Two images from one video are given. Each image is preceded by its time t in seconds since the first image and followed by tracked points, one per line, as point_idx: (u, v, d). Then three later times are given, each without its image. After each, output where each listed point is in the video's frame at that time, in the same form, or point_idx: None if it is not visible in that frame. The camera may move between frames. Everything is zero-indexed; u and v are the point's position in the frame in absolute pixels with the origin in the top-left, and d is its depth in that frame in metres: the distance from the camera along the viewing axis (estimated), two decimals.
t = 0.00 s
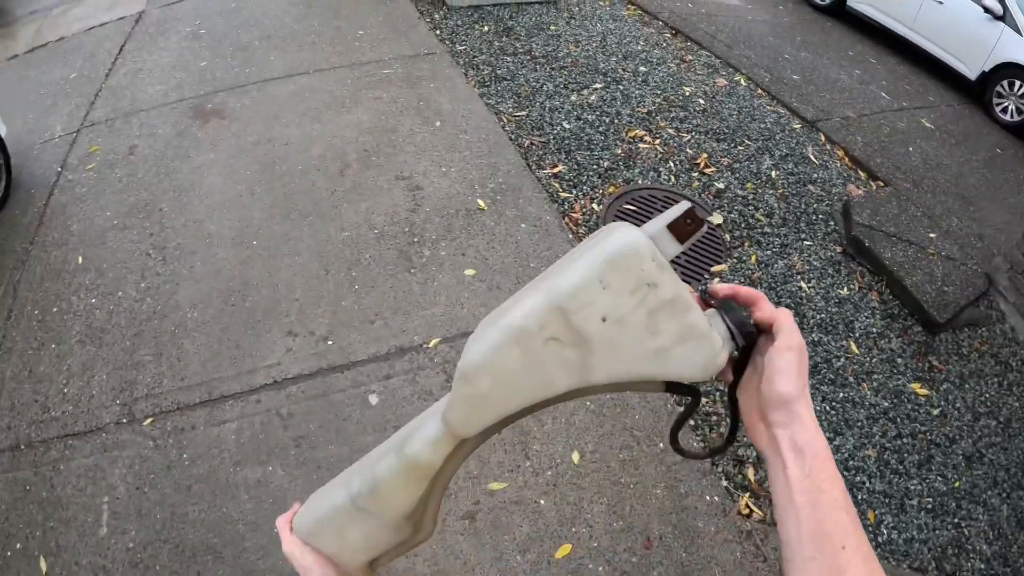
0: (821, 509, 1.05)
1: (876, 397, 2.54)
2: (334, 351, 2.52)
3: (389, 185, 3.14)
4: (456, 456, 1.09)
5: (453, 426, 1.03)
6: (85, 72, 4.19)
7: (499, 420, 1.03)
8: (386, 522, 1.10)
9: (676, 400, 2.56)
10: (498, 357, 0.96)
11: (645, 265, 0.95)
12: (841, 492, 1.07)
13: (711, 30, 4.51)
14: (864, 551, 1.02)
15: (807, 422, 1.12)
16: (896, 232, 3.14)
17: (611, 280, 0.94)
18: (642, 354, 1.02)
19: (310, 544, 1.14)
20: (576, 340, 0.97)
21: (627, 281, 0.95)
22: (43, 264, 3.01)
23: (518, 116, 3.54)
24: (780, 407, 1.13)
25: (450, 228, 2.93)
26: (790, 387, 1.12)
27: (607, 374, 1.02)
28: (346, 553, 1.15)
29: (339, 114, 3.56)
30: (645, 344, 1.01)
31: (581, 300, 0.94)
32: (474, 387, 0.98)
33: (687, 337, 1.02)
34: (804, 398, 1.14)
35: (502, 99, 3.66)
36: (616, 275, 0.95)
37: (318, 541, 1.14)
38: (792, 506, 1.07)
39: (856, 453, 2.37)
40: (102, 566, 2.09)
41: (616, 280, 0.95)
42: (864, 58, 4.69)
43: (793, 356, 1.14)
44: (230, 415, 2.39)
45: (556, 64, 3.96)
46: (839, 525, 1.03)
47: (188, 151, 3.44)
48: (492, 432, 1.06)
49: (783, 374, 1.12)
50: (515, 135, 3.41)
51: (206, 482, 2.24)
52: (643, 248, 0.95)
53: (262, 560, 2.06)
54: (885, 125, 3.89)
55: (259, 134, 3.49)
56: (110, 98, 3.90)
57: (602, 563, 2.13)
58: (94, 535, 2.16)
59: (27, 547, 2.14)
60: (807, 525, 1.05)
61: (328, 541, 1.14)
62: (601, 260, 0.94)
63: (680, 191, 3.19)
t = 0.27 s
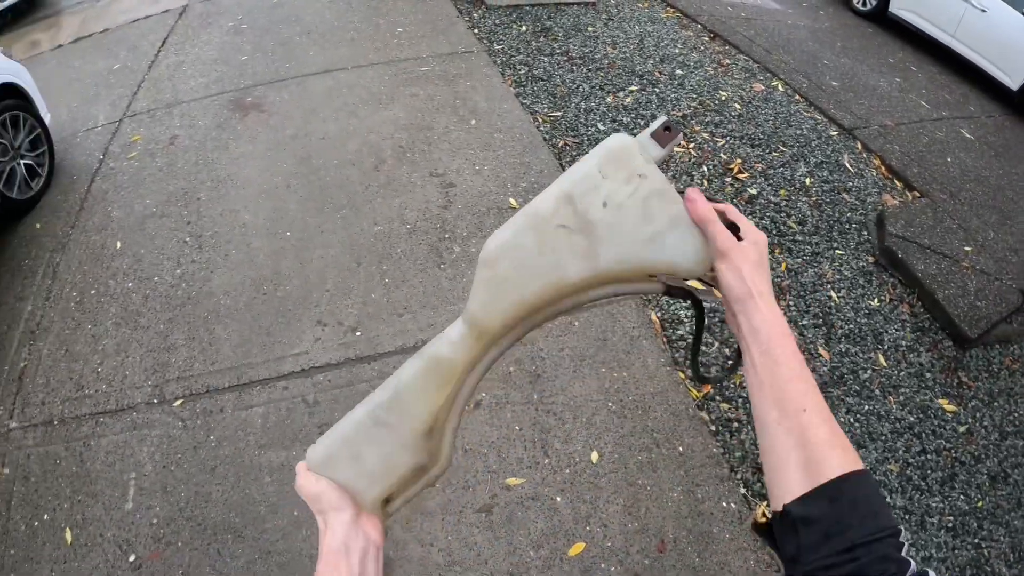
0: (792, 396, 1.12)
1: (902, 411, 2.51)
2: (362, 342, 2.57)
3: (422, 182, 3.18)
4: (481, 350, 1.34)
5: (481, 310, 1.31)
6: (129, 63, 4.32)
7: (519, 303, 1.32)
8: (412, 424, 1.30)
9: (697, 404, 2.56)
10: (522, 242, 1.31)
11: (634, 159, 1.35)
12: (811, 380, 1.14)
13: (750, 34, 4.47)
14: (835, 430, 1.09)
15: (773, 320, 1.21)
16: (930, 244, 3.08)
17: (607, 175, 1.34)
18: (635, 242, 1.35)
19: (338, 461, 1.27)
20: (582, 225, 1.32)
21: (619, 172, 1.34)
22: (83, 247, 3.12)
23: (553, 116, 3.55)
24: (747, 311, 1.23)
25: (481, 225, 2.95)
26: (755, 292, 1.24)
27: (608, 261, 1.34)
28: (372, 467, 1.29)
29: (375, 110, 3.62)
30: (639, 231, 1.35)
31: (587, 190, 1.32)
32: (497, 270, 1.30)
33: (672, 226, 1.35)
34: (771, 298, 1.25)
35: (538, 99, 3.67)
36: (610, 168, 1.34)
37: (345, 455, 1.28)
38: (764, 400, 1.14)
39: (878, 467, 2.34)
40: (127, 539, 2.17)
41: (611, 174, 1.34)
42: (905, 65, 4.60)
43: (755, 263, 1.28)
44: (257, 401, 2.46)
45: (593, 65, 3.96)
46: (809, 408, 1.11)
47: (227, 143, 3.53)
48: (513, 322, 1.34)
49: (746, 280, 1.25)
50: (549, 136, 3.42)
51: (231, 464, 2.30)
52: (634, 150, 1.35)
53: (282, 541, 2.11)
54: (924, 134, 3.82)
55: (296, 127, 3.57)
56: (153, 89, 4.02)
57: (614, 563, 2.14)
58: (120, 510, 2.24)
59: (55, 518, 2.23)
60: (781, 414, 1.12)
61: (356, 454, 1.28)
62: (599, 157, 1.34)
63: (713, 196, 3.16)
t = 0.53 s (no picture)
0: (787, 370, 1.11)
1: (912, 421, 2.49)
2: (373, 343, 2.59)
3: (435, 184, 3.19)
4: (521, 386, 1.36)
5: (518, 345, 1.37)
6: (147, 63, 4.37)
7: (553, 332, 1.37)
8: (459, 471, 1.26)
9: (706, 410, 2.55)
10: (542, 276, 1.42)
11: (627, 191, 1.49)
12: (806, 355, 1.14)
13: (766, 39, 4.45)
14: (831, 398, 1.08)
15: (765, 303, 1.23)
16: (944, 252, 3.06)
17: (609, 208, 1.47)
18: (650, 264, 1.41)
19: (386, 527, 1.22)
20: (596, 255, 1.41)
21: (620, 203, 1.47)
22: (99, 244, 3.17)
23: (567, 120, 3.56)
24: (739, 298, 1.27)
25: (494, 228, 2.96)
26: (745, 282, 1.29)
27: (628, 283, 1.39)
28: (422, 526, 1.21)
29: (390, 112, 3.64)
30: (649, 252, 1.41)
31: (592, 224, 1.45)
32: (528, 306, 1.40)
33: (678, 242, 1.42)
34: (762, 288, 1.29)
35: (553, 103, 3.68)
36: (612, 203, 1.47)
37: (396, 517, 1.23)
38: (759, 375, 1.14)
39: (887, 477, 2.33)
40: (136, 533, 2.20)
41: (612, 207, 1.46)
42: (921, 71, 4.57)
43: (747, 261, 1.35)
44: (268, 399, 2.48)
45: (608, 69, 3.96)
46: (803, 378, 1.10)
47: (243, 143, 3.57)
48: (549, 352, 1.37)
49: (737, 272, 1.31)
50: (563, 140, 3.43)
51: (240, 461, 2.33)
52: (625, 183, 1.50)
53: (288, 538, 2.13)
54: (939, 141, 3.79)
55: (312, 128, 3.60)
56: (171, 89, 4.07)
57: (618, 568, 2.14)
58: (131, 504, 2.27)
59: (66, 510, 2.27)
60: (775, 386, 1.11)
61: (406, 515, 1.23)
62: (597, 196, 1.49)
63: (727, 202, 3.09)
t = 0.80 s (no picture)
0: (755, 409, 1.25)
1: (922, 431, 2.46)
2: (379, 347, 2.57)
3: (444, 187, 3.18)
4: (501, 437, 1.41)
5: (494, 398, 1.44)
6: (156, 64, 4.37)
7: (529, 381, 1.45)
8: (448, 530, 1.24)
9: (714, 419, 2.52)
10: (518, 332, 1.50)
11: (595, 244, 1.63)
12: (771, 394, 1.28)
13: (777, 43, 4.42)
14: (796, 433, 1.20)
15: (733, 345, 1.38)
16: (955, 260, 3.02)
17: (579, 259, 1.58)
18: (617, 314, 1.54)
19: None
20: (568, 308, 1.52)
21: (586, 256, 1.59)
22: (105, 244, 3.17)
23: (577, 124, 3.54)
24: (710, 340, 1.41)
25: (502, 232, 2.94)
26: (716, 324, 1.43)
27: (599, 332, 1.52)
28: None
29: (398, 114, 3.63)
30: (616, 301, 1.55)
31: (563, 279, 1.55)
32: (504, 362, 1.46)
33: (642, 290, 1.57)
34: (733, 329, 1.43)
35: (562, 106, 3.66)
36: (580, 255, 1.59)
37: None
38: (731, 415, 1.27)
39: (896, 488, 2.29)
40: (138, 536, 2.18)
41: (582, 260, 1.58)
42: (932, 76, 4.53)
43: (716, 303, 1.50)
44: (273, 403, 2.47)
45: (617, 72, 3.94)
46: (766, 415, 1.23)
47: (250, 145, 3.56)
48: (525, 404, 1.44)
49: (708, 314, 1.46)
50: (572, 143, 3.41)
51: (244, 465, 2.32)
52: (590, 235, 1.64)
53: (291, 544, 2.11)
54: (950, 147, 3.75)
55: (320, 130, 3.59)
56: (179, 89, 4.07)
57: None
58: (132, 506, 2.26)
59: (68, 512, 2.26)
60: (744, 423, 1.25)
61: None
62: (567, 249, 1.60)
63: (735, 208, 3.13)
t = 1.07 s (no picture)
0: (778, 433, 1.23)
1: (932, 434, 2.45)
2: (387, 347, 2.56)
3: (452, 187, 3.17)
4: (518, 441, 1.39)
5: (514, 402, 1.43)
6: (163, 63, 4.37)
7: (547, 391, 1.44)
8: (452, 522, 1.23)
9: (723, 421, 2.51)
10: (541, 338, 1.51)
11: (627, 262, 1.60)
12: (802, 422, 1.24)
13: (785, 44, 4.41)
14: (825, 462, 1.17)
15: (759, 373, 1.34)
16: (964, 262, 3.01)
17: (609, 277, 1.56)
18: (642, 330, 1.49)
19: None
20: (594, 321, 1.50)
21: (617, 272, 1.57)
22: (112, 243, 3.16)
23: (586, 124, 3.53)
24: (737, 365, 1.37)
25: (511, 232, 2.93)
26: (741, 348, 1.38)
27: (621, 347, 1.47)
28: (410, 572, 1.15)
29: (406, 114, 3.62)
30: (643, 318, 1.50)
31: (591, 291, 1.54)
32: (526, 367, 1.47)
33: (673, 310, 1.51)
34: (760, 355, 1.39)
35: (571, 106, 3.66)
36: (611, 271, 1.57)
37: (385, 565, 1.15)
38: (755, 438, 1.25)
39: (906, 491, 2.28)
40: (144, 536, 2.18)
41: (612, 275, 1.56)
42: (940, 78, 4.51)
43: (745, 328, 1.43)
44: (280, 403, 2.46)
45: (626, 73, 3.93)
46: (794, 441, 1.21)
47: (258, 144, 3.56)
48: (543, 414, 1.42)
49: (732, 338, 1.41)
50: (581, 144, 3.40)
51: (251, 464, 2.31)
52: (626, 251, 1.60)
53: (299, 544, 2.10)
54: (959, 149, 3.74)
55: (328, 130, 3.58)
56: (186, 88, 4.07)
57: None
58: (139, 505, 2.25)
59: (73, 510, 2.25)
60: (767, 449, 1.23)
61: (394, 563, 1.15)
62: (600, 264, 1.58)
63: (745, 209, 3.12)
